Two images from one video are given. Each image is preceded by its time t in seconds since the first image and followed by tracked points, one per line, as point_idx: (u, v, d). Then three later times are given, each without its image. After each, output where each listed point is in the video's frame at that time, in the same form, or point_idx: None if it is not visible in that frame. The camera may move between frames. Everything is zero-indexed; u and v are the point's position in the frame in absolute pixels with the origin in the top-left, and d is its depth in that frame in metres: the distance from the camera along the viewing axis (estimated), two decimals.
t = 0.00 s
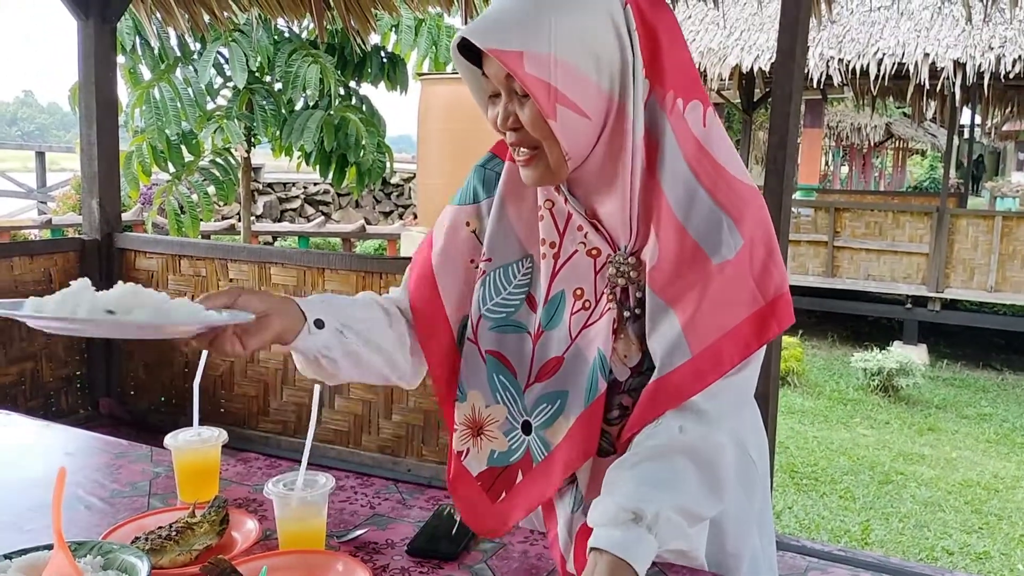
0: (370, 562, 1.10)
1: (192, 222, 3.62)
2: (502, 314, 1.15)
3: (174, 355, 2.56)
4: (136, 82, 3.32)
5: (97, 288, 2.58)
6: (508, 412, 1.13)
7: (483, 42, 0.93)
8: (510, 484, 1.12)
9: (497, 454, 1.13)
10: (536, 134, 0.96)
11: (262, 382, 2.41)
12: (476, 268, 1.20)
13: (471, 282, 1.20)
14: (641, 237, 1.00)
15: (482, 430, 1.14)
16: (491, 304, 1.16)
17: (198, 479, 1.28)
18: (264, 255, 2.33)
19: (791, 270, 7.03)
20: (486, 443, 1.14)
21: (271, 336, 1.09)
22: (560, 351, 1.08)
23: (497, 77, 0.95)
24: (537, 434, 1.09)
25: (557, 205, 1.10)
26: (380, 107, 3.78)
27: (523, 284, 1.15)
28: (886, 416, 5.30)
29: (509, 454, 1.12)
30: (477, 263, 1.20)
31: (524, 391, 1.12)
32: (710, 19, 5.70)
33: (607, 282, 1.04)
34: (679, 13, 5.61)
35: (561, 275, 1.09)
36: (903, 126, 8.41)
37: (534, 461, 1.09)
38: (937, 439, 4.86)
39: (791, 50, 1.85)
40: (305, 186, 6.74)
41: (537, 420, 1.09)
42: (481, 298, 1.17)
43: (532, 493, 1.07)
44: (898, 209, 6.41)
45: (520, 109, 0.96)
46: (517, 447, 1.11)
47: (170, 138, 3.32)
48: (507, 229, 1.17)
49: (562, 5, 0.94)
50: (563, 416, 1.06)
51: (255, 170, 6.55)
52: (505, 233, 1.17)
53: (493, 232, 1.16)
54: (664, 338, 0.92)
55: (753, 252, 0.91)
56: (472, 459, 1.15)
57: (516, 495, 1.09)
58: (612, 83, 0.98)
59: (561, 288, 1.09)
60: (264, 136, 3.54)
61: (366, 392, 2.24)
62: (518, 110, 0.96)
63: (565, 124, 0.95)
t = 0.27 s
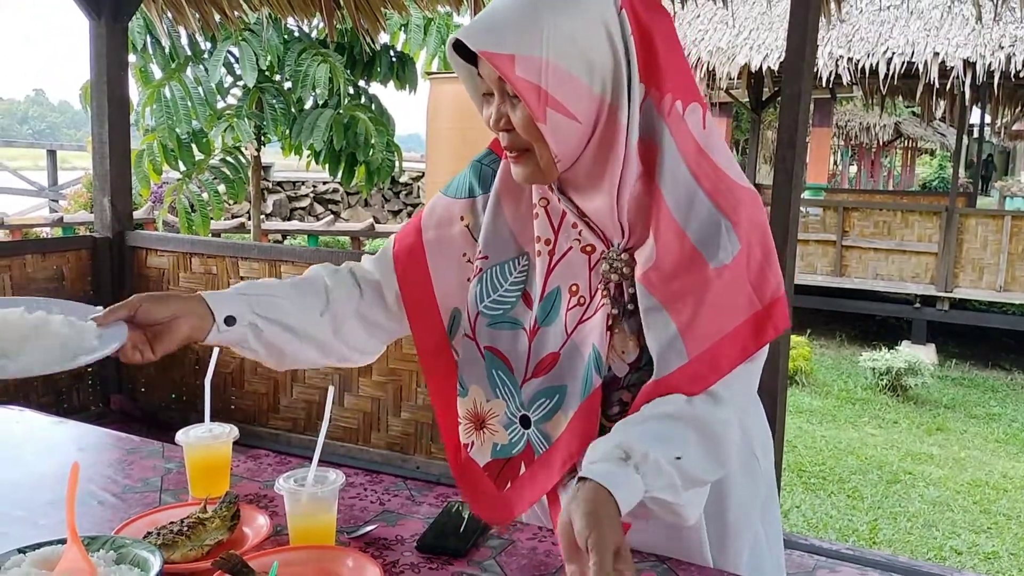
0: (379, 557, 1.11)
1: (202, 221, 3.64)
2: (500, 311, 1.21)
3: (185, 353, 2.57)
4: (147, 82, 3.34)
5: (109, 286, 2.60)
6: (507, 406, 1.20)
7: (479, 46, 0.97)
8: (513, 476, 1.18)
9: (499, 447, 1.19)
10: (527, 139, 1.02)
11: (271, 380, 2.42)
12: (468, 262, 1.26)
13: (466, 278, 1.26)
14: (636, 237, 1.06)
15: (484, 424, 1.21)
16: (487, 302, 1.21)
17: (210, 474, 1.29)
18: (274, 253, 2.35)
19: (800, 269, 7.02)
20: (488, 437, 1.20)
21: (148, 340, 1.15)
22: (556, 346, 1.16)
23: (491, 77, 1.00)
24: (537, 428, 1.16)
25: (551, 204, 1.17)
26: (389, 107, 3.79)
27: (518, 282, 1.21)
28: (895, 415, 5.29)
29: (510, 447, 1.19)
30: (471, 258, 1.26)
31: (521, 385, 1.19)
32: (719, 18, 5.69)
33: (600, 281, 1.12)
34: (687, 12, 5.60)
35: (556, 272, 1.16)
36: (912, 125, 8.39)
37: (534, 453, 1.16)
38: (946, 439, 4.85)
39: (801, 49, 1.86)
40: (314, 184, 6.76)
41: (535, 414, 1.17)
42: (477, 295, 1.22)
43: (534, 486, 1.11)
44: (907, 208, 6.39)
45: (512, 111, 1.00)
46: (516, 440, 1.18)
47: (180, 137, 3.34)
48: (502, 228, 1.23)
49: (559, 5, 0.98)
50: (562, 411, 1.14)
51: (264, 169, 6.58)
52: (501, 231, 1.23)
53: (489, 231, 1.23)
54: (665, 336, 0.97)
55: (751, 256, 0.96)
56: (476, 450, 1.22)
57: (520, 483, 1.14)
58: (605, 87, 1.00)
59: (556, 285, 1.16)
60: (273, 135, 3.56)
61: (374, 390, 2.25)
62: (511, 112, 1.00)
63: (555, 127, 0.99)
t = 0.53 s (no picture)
0: (385, 555, 1.11)
1: (208, 218, 3.63)
2: (480, 310, 1.20)
3: (191, 350, 2.57)
4: (153, 79, 3.33)
5: (115, 283, 2.60)
6: (492, 406, 1.18)
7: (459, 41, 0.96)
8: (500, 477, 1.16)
9: (485, 447, 1.17)
10: (500, 135, 1.02)
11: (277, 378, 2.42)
12: (443, 266, 1.24)
13: (441, 281, 1.24)
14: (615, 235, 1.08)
15: (469, 425, 1.18)
16: (467, 302, 1.20)
17: (215, 471, 1.29)
18: (280, 251, 2.34)
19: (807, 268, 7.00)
20: (474, 437, 1.18)
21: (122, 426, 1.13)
22: (539, 342, 1.17)
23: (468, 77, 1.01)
24: (523, 426, 1.16)
25: (525, 203, 1.19)
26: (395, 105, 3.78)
27: (496, 280, 1.21)
28: (901, 415, 5.27)
29: (497, 447, 1.16)
30: (445, 263, 1.24)
31: (505, 383, 1.19)
32: (726, 17, 5.67)
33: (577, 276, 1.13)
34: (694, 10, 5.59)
35: (535, 268, 1.17)
36: (919, 125, 8.37)
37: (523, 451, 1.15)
38: (953, 440, 4.83)
39: (809, 47, 1.85)
40: (320, 182, 6.76)
41: (522, 411, 1.16)
42: (456, 296, 1.20)
43: (524, 484, 1.10)
44: (915, 208, 6.37)
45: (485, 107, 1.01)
46: (504, 439, 1.16)
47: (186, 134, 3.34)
48: (477, 228, 1.22)
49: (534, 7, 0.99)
50: (546, 407, 1.14)
51: (270, 166, 6.59)
52: (476, 231, 1.22)
53: (466, 231, 1.22)
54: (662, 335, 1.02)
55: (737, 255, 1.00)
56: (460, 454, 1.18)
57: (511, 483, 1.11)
58: (583, 93, 1.03)
59: (535, 282, 1.17)
60: (279, 133, 3.56)
61: (380, 387, 2.25)
62: (485, 109, 1.01)
63: (530, 127, 1.00)
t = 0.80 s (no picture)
0: (395, 549, 1.11)
1: (219, 213, 3.63)
2: (461, 319, 1.15)
3: (202, 344, 2.58)
4: (165, 74, 3.35)
5: (126, 277, 2.61)
6: (482, 413, 1.14)
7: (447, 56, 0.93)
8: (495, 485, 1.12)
9: (478, 456, 1.13)
10: (484, 145, 0.98)
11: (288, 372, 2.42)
12: (420, 278, 1.18)
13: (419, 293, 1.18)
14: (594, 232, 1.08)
15: (461, 435, 1.14)
16: (448, 312, 1.15)
17: (226, 464, 1.29)
18: (291, 246, 2.35)
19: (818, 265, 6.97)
20: (466, 448, 1.14)
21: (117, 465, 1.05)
22: (524, 345, 1.12)
23: (449, 91, 0.97)
24: (513, 432, 1.11)
25: (499, 206, 1.13)
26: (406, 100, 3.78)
27: (475, 286, 1.15)
28: (913, 412, 5.25)
29: (490, 455, 1.12)
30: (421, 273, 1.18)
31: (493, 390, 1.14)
32: (738, 11, 5.62)
33: (559, 277, 1.09)
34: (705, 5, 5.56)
35: (516, 270, 1.12)
36: (932, 120, 8.31)
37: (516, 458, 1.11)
38: (965, 437, 4.81)
39: (821, 41, 1.83)
40: (330, 178, 6.76)
41: (512, 416, 1.12)
42: (436, 308, 1.15)
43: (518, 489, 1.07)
44: (927, 204, 6.33)
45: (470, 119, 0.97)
46: (496, 447, 1.12)
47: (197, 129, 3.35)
48: (453, 234, 1.17)
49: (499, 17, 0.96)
50: (535, 410, 1.10)
51: (280, 162, 6.60)
52: (450, 237, 1.16)
53: (439, 240, 1.16)
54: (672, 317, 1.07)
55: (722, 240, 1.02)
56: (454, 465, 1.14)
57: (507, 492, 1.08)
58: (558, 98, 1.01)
59: (517, 284, 1.12)
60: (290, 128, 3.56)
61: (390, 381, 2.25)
62: (468, 121, 0.97)
63: (517, 133, 0.97)
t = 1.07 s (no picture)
0: (408, 544, 1.12)
1: (233, 209, 3.64)
2: (475, 335, 1.12)
3: (216, 340, 2.59)
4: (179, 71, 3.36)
5: (141, 272, 2.62)
6: (507, 426, 1.11)
7: (522, 52, 0.95)
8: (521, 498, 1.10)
9: (505, 468, 1.10)
10: (537, 141, 0.99)
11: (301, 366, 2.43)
12: (419, 296, 1.16)
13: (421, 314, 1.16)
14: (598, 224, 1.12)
15: (491, 447, 1.11)
16: (461, 331, 1.12)
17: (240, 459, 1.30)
18: (305, 242, 2.35)
19: (833, 261, 6.95)
20: (494, 460, 1.11)
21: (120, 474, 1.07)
22: (546, 354, 1.10)
23: (507, 92, 0.97)
24: (539, 442, 1.09)
25: (506, 217, 1.11)
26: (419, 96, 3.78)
27: (484, 302, 1.12)
28: (927, 410, 5.22)
29: (517, 467, 1.10)
30: (420, 291, 1.16)
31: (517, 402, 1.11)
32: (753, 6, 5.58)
33: (578, 280, 1.10)
34: None
35: (531, 281, 1.11)
36: (947, 116, 8.27)
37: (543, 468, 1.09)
38: (980, 435, 4.78)
39: (837, 35, 1.82)
40: (343, 174, 6.78)
41: (537, 427, 1.10)
42: (448, 329, 1.12)
43: (548, 499, 1.06)
44: (943, 200, 6.29)
45: (531, 117, 0.98)
46: (522, 460, 1.10)
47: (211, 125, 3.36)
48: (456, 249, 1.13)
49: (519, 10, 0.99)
50: (561, 419, 1.08)
51: (294, 158, 6.63)
52: (455, 257, 1.12)
53: (443, 260, 1.12)
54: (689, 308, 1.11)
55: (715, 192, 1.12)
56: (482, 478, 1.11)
57: (538, 499, 1.06)
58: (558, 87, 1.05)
59: (535, 294, 1.10)
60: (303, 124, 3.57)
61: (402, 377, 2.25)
62: (525, 120, 0.97)
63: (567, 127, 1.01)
